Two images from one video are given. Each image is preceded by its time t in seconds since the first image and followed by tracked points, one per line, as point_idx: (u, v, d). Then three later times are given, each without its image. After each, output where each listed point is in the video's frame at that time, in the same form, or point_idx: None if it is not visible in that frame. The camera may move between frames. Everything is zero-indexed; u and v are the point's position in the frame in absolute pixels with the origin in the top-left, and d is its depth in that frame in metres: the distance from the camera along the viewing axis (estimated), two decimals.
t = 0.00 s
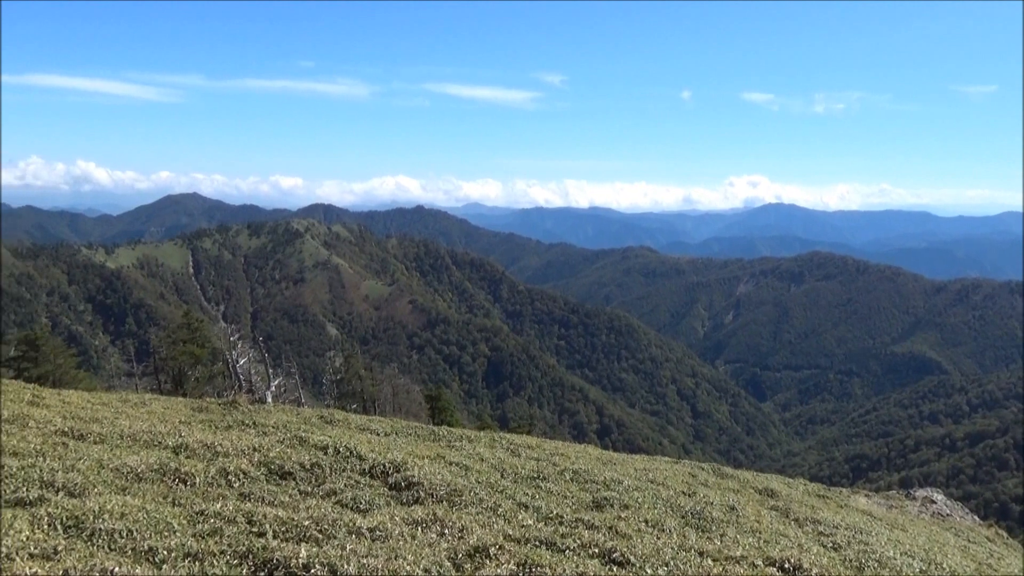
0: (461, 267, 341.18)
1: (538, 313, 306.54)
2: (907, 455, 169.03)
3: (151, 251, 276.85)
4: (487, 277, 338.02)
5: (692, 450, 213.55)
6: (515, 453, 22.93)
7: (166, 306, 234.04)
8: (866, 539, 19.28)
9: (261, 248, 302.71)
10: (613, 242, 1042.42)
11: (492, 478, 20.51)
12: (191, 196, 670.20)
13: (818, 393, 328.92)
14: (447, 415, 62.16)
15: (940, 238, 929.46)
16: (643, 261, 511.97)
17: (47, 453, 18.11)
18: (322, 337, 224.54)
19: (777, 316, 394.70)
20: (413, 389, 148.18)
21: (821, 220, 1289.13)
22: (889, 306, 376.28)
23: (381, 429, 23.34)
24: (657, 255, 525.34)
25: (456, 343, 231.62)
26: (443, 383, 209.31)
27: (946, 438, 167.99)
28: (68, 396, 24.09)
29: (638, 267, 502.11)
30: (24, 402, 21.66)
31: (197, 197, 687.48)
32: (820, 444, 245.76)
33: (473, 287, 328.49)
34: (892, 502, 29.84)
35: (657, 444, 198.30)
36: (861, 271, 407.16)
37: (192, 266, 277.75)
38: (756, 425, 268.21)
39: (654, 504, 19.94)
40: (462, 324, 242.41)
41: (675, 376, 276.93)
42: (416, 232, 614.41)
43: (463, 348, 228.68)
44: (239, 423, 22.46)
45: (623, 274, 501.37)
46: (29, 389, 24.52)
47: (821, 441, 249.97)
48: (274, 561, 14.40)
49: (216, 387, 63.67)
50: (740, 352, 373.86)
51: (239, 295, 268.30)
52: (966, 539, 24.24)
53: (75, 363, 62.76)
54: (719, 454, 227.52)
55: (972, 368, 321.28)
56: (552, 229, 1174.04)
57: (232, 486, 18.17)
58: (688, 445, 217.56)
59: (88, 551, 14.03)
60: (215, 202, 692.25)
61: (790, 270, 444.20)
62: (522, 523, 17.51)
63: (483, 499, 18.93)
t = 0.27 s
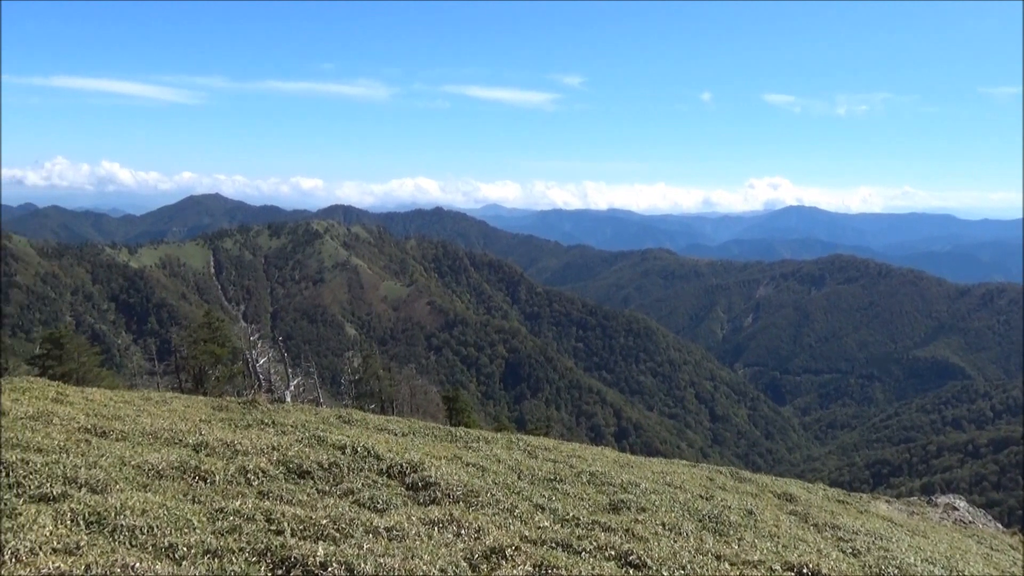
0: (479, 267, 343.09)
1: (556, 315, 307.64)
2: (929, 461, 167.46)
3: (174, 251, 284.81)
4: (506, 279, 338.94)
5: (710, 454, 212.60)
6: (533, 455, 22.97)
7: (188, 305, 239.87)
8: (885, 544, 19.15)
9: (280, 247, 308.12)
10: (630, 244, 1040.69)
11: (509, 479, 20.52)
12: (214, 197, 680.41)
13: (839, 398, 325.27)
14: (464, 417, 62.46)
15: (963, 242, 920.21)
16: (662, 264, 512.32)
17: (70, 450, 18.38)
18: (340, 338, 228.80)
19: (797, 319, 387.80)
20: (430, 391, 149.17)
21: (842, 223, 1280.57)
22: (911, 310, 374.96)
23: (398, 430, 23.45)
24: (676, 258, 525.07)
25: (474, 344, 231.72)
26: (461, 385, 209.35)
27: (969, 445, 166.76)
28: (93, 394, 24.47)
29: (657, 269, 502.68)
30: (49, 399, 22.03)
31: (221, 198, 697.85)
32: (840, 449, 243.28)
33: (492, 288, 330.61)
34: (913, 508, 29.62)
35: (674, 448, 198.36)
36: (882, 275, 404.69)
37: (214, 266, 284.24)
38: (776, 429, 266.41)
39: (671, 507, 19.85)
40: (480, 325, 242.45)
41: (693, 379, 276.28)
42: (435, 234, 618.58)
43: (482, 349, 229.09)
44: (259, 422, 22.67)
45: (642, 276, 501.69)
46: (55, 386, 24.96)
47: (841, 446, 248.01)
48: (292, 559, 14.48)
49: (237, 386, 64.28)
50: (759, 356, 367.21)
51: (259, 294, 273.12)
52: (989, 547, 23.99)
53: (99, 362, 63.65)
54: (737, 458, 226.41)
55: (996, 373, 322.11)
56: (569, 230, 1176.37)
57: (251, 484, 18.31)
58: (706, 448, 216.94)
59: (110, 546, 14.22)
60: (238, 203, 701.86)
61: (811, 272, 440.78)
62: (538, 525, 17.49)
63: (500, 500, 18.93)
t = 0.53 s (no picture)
0: (487, 263, 343.80)
1: (565, 311, 308.21)
2: (939, 457, 167.29)
3: (184, 247, 286.80)
4: (514, 274, 339.21)
5: (718, 449, 212.24)
6: (541, 449, 22.97)
7: (197, 301, 241.41)
8: (894, 540, 19.15)
9: (290, 243, 308.89)
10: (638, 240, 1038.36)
11: (517, 474, 20.54)
12: (224, 192, 683.41)
13: (848, 394, 325.04)
14: (473, 412, 62.72)
15: (974, 238, 917.00)
16: (671, 259, 512.06)
17: (81, 443, 18.48)
18: (349, 333, 229.95)
19: (807, 315, 388.19)
20: (436, 384, 149.52)
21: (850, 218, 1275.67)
22: (921, 306, 374.64)
23: (407, 424, 23.55)
24: (684, 253, 524.79)
25: (483, 339, 231.93)
26: (469, 380, 209.42)
27: (980, 441, 166.66)
28: (102, 387, 24.61)
29: (666, 265, 502.29)
30: (60, 393, 22.15)
31: (230, 194, 700.56)
32: (849, 445, 242.87)
33: (500, 284, 331.40)
34: (922, 503, 29.63)
35: (683, 443, 198.56)
36: (892, 271, 404.38)
37: (223, 262, 285.99)
38: (784, 425, 266.26)
39: (680, 503, 19.82)
40: (488, 320, 242.36)
41: (702, 374, 276.01)
42: (443, 229, 619.37)
43: (490, 345, 229.07)
44: (268, 416, 22.76)
45: (650, 272, 501.62)
46: (65, 381, 25.09)
47: (850, 442, 247.48)
48: (304, 553, 14.62)
49: (244, 379, 64.32)
50: (768, 352, 368.32)
51: (268, 290, 274.75)
52: (997, 543, 24.00)
53: (107, 355, 63.76)
54: (746, 453, 226.14)
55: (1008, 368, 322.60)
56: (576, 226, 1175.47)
57: (261, 478, 18.44)
58: (714, 443, 217.08)
59: (122, 540, 14.35)
60: (248, 199, 704.30)
61: (820, 268, 439.39)
62: (547, 520, 17.48)
63: (509, 495, 18.96)
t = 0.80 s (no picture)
0: (499, 262, 344.23)
1: (577, 311, 308.23)
2: (954, 458, 166.07)
3: (198, 246, 289.51)
4: (526, 274, 339.35)
5: (730, 450, 211.52)
6: (554, 449, 22.93)
7: (212, 300, 243.84)
8: (911, 543, 19.02)
9: (303, 242, 310.38)
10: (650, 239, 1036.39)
11: (531, 474, 20.53)
12: (238, 192, 689.21)
13: (862, 394, 323.44)
14: (484, 411, 63.02)
15: (991, 238, 907.45)
16: (683, 258, 511.12)
17: (100, 441, 18.69)
18: (362, 332, 231.17)
19: (821, 315, 386.64)
20: (447, 384, 150.17)
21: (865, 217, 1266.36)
22: (937, 305, 372.38)
23: (421, 424, 23.61)
24: (697, 253, 523.33)
25: (495, 339, 232.39)
26: (482, 380, 209.80)
27: (997, 442, 165.29)
28: (120, 386, 24.83)
29: (678, 264, 501.21)
30: (79, 391, 22.41)
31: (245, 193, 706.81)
32: (864, 445, 241.60)
33: (512, 283, 331.71)
34: (939, 506, 29.39)
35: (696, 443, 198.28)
36: (908, 270, 402.37)
37: (237, 261, 288.31)
38: (798, 425, 265.14)
39: (694, 504, 19.77)
40: (500, 320, 242.59)
41: (714, 374, 275.15)
42: (455, 228, 621.49)
43: (502, 344, 229.26)
44: (283, 415, 22.91)
45: (663, 271, 500.65)
46: (85, 378, 25.41)
47: (864, 443, 246.24)
48: (319, 552, 14.72)
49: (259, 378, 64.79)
50: (781, 352, 367.03)
51: (282, 289, 276.63)
52: (1016, 546, 23.76)
53: (124, 353, 64.47)
54: (759, 454, 225.27)
55: None
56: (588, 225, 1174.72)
57: (277, 477, 18.52)
58: (727, 443, 216.58)
59: (141, 539, 14.57)
60: (262, 199, 710.52)
61: (834, 267, 437.09)
62: (562, 521, 17.50)
63: (523, 495, 18.93)
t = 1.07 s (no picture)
0: (513, 265, 344.67)
1: (590, 314, 308.00)
2: (973, 462, 164.42)
3: (214, 250, 292.66)
4: (539, 277, 339.52)
5: (746, 453, 210.42)
6: (570, 453, 22.88)
7: (227, 303, 246.24)
8: (931, 548, 18.84)
9: (317, 246, 312.19)
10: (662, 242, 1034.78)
11: (548, 477, 20.43)
12: (253, 196, 695.81)
13: (879, 398, 321.16)
14: (499, 414, 63.12)
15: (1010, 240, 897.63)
16: (697, 261, 510.15)
17: (120, 445, 18.87)
18: (376, 336, 232.60)
19: (836, 317, 384.46)
20: (461, 388, 151.25)
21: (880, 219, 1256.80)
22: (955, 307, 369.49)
23: (436, 427, 23.54)
24: (710, 255, 521.65)
25: (509, 342, 232.81)
26: (495, 383, 210.24)
27: (1017, 446, 163.46)
28: (138, 390, 24.96)
29: (692, 267, 499.74)
30: (98, 394, 22.54)
31: (260, 198, 714.03)
32: (881, 449, 239.80)
33: (526, 286, 332.03)
34: (957, 511, 29.15)
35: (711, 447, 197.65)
36: (925, 272, 399.77)
37: (252, 265, 290.82)
38: (814, 429, 263.43)
39: (712, 508, 19.67)
40: (514, 323, 242.81)
41: (729, 377, 274.15)
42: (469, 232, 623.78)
43: (515, 347, 229.41)
44: (299, 419, 22.93)
45: (677, 274, 499.37)
46: (103, 383, 25.52)
47: (881, 446, 244.39)
48: (341, 556, 14.89)
49: (275, 382, 65.11)
50: (797, 355, 365.33)
51: (296, 292, 278.26)
52: None
53: (142, 358, 64.94)
54: (774, 458, 224.02)
55: None
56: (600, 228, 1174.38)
57: (294, 481, 18.60)
58: (742, 447, 215.65)
59: (162, 541, 14.82)
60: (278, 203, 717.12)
61: (850, 270, 434.21)
62: (580, 525, 17.46)
63: (540, 499, 18.86)
